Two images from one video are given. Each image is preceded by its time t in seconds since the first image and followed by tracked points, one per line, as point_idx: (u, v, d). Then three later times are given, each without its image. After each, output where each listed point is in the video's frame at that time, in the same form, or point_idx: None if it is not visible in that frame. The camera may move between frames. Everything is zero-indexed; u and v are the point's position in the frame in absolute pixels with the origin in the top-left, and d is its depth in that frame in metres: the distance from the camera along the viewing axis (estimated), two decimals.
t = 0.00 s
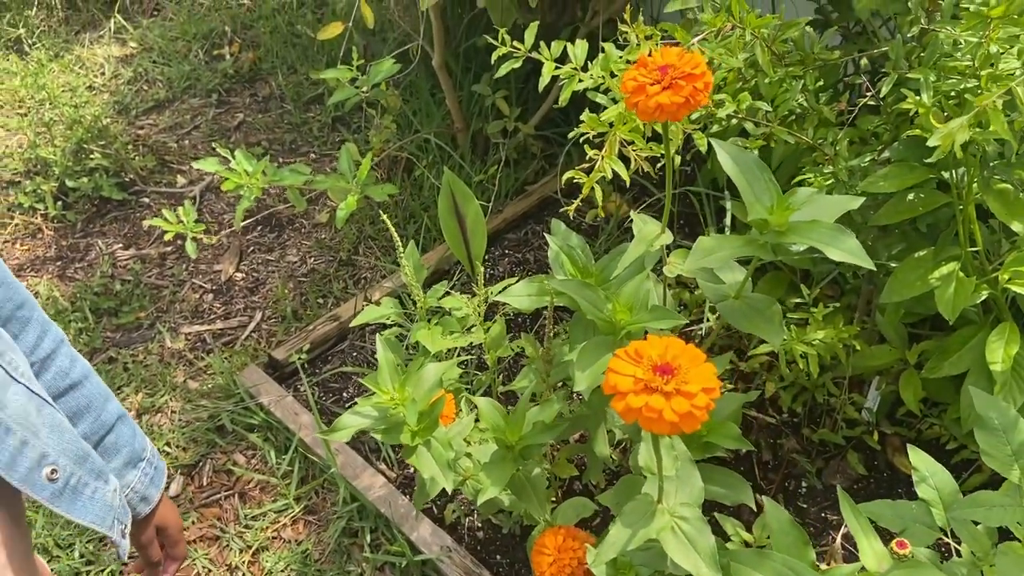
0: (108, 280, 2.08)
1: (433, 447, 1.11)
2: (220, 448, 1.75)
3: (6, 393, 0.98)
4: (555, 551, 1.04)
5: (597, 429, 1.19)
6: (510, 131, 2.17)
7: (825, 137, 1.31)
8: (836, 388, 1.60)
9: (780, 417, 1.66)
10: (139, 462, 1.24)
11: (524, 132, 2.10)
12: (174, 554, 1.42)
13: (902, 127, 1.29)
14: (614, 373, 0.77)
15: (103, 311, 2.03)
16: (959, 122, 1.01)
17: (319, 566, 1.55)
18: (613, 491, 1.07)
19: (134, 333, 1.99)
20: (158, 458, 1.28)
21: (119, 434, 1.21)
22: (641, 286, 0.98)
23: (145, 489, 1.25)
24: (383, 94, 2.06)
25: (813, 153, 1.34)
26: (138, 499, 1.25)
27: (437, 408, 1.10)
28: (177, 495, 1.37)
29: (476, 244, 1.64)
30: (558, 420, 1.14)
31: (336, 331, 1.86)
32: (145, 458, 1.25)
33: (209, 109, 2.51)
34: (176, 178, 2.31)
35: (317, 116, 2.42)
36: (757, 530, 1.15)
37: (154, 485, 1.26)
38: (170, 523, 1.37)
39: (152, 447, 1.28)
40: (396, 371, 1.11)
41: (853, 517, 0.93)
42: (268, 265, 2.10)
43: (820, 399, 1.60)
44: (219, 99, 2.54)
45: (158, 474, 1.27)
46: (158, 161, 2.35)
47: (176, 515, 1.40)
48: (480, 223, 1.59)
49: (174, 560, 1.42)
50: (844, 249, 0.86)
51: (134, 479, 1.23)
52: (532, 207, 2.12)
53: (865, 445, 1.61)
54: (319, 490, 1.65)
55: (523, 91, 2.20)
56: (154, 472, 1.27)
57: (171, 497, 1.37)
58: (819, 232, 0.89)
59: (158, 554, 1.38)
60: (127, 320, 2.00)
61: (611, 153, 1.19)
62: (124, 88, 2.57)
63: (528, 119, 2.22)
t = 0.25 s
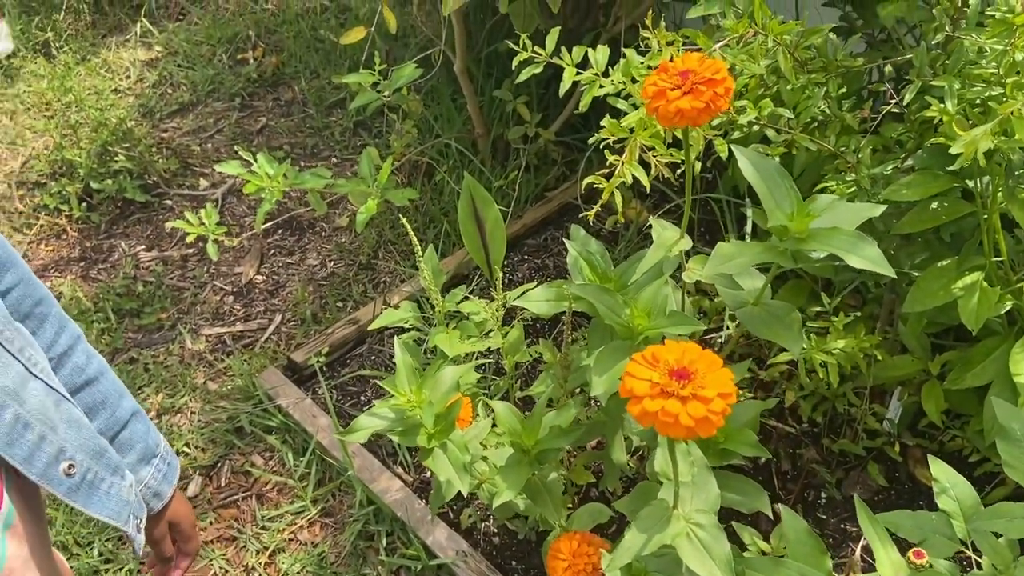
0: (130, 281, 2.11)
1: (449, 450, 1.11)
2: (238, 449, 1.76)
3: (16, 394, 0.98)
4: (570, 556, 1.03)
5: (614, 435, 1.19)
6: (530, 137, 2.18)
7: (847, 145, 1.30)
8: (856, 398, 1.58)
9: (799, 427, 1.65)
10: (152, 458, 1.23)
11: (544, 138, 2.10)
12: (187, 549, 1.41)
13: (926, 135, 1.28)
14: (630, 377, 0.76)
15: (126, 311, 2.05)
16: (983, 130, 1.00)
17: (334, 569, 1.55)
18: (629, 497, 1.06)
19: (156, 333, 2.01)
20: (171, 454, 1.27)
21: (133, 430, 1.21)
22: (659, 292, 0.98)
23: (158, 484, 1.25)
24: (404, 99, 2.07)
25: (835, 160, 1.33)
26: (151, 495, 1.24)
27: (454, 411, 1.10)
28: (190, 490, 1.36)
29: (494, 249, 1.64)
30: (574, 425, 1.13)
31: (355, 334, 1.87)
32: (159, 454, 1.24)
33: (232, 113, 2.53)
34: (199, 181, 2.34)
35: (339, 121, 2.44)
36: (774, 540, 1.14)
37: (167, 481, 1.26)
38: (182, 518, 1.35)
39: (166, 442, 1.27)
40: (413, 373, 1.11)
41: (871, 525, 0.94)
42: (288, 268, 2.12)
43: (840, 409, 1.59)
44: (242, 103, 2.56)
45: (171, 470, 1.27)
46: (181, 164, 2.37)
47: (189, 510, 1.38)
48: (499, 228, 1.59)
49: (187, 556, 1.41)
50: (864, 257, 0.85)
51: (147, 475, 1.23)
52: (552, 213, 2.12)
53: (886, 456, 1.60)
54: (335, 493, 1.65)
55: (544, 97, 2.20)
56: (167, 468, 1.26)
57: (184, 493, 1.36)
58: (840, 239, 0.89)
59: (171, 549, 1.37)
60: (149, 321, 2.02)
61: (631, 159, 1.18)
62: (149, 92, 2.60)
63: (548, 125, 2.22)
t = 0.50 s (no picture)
0: (174, 281, 2.16)
1: (479, 448, 1.12)
2: (274, 447, 1.79)
3: (61, 369, 1.06)
4: (597, 557, 1.04)
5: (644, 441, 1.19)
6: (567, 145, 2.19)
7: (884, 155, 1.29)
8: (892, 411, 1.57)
9: (833, 438, 1.63)
10: (182, 443, 1.22)
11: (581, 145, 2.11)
12: (219, 532, 1.38)
13: (966, 145, 1.26)
14: (655, 376, 0.77)
15: (169, 310, 2.10)
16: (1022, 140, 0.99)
17: (365, 567, 1.58)
18: (657, 500, 1.06)
19: (198, 332, 2.06)
20: (200, 439, 1.26)
21: (163, 415, 1.20)
22: (689, 296, 0.98)
23: (188, 468, 1.23)
24: (443, 106, 2.10)
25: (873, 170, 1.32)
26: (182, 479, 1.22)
27: (484, 410, 1.12)
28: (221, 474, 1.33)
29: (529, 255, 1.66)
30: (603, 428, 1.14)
31: (390, 336, 1.90)
32: (189, 437, 1.23)
33: (276, 119, 2.58)
34: (242, 185, 2.39)
35: (379, 127, 2.47)
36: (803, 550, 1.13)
37: (196, 465, 1.24)
38: (214, 499, 1.32)
39: (194, 428, 1.26)
40: (445, 372, 1.13)
41: (898, 533, 0.92)
42: (326, 271, 2.15)
43: (874, 422, 1.57)
44: (286, 109, 2.61)
45: (200, 454, 1.25)
46: (226, 168, 2.43)
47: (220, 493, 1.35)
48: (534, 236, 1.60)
49: (219, 538, 1.38)
50: (896, 264, 0.85)
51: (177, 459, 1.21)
52: (587, 220, 2.13)
53: (921, 470, 1.58)
54: (368, 492, 1.68)
55: (581, 105, 2.22)
56: (196, 453, 1.25)
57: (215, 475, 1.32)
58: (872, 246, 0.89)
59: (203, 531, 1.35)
60: (192, 320, 2.07)
61: (665, 165, 1.19)
62: (196, 97, 2.66)
63: (585, 133, 2.23)
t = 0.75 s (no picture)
0: (261, 284, 2.26)
1: (544, 449, 1.15)
2: (348, 445, 1.86)
3: (168, 344, 1.00)
4: (654, 562, 1.07)
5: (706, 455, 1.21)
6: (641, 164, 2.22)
7: (961, 180, 1.29)
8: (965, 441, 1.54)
9: (902, 466, 1.62)
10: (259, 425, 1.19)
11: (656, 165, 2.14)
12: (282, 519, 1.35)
13: None
14: (714, 379, 0.79)
15: (255, 311, 2.20)
16: None
17: (430, 566, 1.62)
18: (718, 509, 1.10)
19: (281, 333, 2.15)
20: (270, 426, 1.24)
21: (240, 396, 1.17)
22: (754, 309, 1.01)
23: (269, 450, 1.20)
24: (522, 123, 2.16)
25: (949, 195, 1.32)
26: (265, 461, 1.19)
27: (550, 411, 1.16)
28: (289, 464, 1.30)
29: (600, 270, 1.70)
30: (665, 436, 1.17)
31: (462, 344, 1.95)
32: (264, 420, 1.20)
33: (361, 133, 2.69)
34: (328, 195, 2.49)
35: (460, 143, 2.55)
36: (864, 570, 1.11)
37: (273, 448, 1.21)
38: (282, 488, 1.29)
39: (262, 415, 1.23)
40: (514, 374, 1.18)
41: (953, 546, 0.95)
42: (404, 279, 2.23)
43: (946, 451, 1.55)
44: (371, 124, 2.72)
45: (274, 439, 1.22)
46: (313, 179, 2.54)
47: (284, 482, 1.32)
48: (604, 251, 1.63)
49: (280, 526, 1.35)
50: (962, 284, 0.86)
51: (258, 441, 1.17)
52: (660, 239, 2.16)
53: (994, 504, 1.54)
54: (435, 493, 1.73)
55: (657, 126, 2.25)
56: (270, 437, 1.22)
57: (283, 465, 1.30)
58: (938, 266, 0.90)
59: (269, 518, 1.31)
60: (275, 321, 2.17)
61: (736, 183, 1.21)
62: (288, 111, 2.79)
63: (660, 153, 2.26)
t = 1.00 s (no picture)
0: (377, 298, 2.40)
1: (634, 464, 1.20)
2: (449, 455, 1.96)
3: (316, 339, 1.11)
4: None
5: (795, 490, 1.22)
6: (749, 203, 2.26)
7: None
8: None
9: (1004, 523, 1.58)
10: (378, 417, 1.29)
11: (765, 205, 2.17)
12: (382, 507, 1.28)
13: None
14: (794, 402, 0.84)
15: (370, 324, 2.34)
16: None
17: None
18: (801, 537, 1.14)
19: (393, 346, 2.28)
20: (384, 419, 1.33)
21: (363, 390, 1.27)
22: (846, 345, 1.04)
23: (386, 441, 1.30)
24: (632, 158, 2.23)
25: None
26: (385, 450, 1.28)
27: (643, 428, 1.21)
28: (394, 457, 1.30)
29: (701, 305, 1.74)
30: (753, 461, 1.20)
31: (562, 367, 2.03)
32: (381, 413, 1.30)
33: (478, 161, 2.82)
34: (443, 219, 2.63)
35: (571, 175, 2.64)
36: None
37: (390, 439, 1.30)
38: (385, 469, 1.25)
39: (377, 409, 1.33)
40: (611, 391, 1.24)
41: None
42: (510, 303, 2.33)
43: None
44: (488, 153, 2.85)
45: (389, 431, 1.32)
46: (430, 203, 2.68)
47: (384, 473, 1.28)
48: (707, 286, 1.67)
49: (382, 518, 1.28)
50: None
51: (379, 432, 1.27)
52: (764, 279, 2.18)
53: None
54: (528, 508, 1.81)
55: (767, 167, 2.28)
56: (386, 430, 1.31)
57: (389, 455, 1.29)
58: None
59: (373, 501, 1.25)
60: (388, 334, 2.30)
61: (837, 226, 1.25)
62: (411, 138, 2.95)
63: (769, 194, 2.29)
